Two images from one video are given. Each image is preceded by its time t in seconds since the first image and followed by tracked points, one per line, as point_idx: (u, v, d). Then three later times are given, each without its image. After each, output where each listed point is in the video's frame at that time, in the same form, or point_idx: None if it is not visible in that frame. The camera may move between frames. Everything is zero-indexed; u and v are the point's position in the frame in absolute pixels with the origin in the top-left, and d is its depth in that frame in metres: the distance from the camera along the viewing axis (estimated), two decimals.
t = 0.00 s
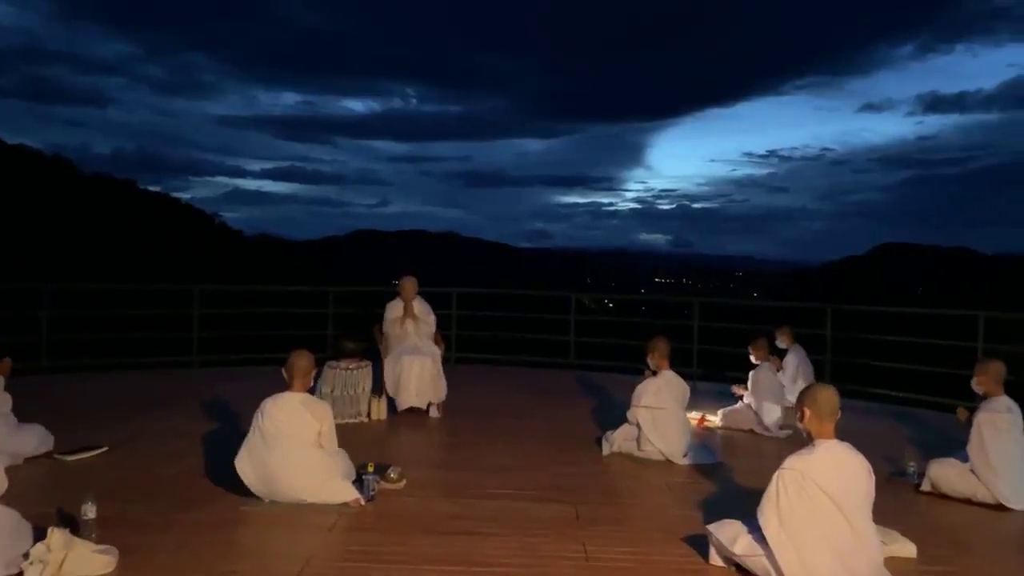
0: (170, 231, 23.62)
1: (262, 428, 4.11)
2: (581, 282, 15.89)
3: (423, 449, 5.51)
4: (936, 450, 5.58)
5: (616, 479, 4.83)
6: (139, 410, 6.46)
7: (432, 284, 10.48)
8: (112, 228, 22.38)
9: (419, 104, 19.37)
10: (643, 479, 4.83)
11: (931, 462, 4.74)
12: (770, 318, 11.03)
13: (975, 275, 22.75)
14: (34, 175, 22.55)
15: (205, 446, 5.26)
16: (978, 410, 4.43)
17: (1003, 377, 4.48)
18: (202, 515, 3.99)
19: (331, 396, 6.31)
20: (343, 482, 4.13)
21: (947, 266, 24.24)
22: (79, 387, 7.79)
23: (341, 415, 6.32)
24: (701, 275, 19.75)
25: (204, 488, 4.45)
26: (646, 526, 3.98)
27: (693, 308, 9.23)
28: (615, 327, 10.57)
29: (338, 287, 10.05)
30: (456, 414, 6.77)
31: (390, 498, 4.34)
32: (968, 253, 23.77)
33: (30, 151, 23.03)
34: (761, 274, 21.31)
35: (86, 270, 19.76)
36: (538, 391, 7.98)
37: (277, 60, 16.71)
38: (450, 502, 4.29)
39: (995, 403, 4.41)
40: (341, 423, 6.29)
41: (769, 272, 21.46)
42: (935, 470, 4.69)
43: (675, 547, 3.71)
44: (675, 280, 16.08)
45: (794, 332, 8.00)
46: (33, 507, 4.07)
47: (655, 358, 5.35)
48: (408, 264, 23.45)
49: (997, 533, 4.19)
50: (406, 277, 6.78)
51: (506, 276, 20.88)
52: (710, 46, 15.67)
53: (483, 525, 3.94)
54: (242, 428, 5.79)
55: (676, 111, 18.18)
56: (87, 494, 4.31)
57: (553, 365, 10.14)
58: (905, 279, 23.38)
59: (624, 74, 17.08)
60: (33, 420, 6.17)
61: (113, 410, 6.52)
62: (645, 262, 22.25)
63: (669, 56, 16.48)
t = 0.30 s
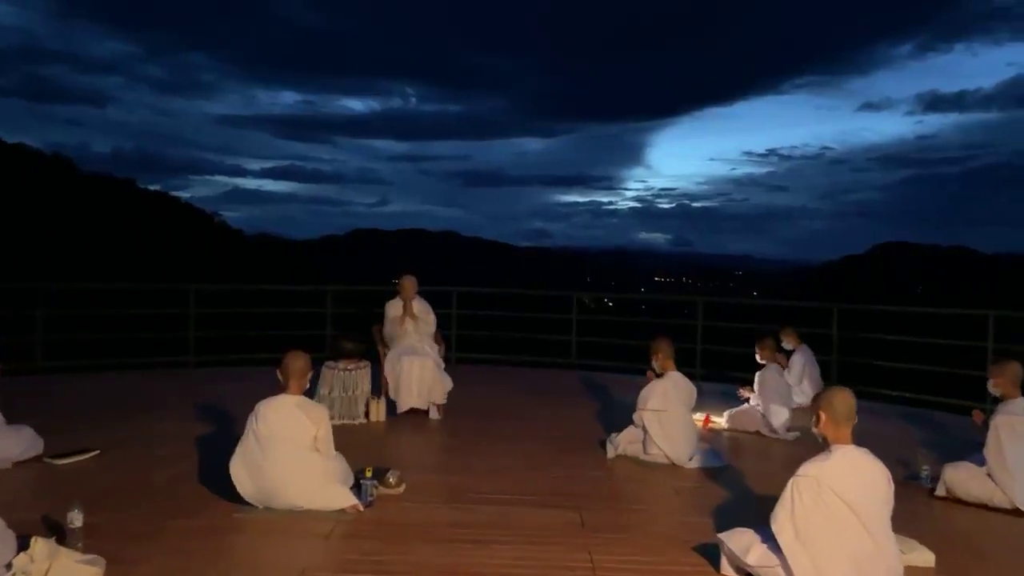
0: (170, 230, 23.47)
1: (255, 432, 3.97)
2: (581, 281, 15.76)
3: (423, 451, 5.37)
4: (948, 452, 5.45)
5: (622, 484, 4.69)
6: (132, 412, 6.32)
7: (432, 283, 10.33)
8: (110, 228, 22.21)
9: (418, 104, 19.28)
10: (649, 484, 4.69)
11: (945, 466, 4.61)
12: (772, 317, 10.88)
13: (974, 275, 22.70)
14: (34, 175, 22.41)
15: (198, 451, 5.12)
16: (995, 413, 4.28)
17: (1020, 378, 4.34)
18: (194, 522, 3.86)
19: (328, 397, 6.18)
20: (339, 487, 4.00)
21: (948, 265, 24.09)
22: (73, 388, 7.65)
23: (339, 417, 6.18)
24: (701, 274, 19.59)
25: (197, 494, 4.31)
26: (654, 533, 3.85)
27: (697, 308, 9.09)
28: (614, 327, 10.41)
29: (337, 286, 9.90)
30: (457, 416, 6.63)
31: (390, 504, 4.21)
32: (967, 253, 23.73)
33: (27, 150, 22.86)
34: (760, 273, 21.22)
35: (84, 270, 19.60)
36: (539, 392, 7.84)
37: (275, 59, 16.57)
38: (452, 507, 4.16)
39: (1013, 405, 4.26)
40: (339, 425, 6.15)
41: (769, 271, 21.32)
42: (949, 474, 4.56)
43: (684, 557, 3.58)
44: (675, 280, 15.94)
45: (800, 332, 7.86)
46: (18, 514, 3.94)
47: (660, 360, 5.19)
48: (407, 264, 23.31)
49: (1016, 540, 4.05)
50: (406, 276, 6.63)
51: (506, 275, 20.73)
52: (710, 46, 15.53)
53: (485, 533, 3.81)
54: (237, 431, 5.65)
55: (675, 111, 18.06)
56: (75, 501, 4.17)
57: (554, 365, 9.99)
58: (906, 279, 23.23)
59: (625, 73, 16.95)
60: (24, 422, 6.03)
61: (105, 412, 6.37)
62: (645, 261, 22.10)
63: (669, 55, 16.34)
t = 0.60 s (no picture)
0: (169, 230, 23.32)
1: (245, 440, 3.82)
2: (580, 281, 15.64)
3: (420, 459, 5.22)
4: (960, 459, 5.30)
5: (625, 492, 4.55)
6: (123, 416, 6.16)
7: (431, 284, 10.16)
8: (108, 228, 22.04)
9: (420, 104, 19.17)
10: (653, 493, 4.54)
11: (959, 474, 4.45)
12: (775, 318, 10.73)
13: (974, 275, 22.64)
14: (35, 175, 22.28)
15: (188, 458, 4.96)
16: (1012, 419, 4.10)
17: None
18: (181, 535, 3.71)
19: (326, 403, 6.04)
20: (332, 497, 3.86)
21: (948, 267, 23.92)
22: (65, 391, 7.50)
23: (335, 422, 6.03)
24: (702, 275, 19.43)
25: (185, 504, 4.16)
26: (659, 546, 3.70)
27: (700, 310, 8.92)
28: (614, 327, 10.22)
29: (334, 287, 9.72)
30: (455, 421, 6.47)
31: (385, 515, 4.05)
32: (967, 254, 23.70)
33: (25, 149, 22.71)
34: (760, 273, 21.12)
35: (82, 271, 19.43)
36: (540, 395, 7.69)
37: (275, 59, 16.43)
38: (449, 519, 4.00)
39: None
40: (335, 431, 6.00)
41: (770, 272, 21.17)
42: (964, 483, 4.40)
43: (691, 571, 3.43)
44: (675, 280, 15.83)
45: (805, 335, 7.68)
46: None
47: (660, 365, 5.07)
48: (406, 265, 23.16)
49: None
50: (403, 277, 6.48)
51: (505, 276, 20.59)
52: (712, 45, 15.38)
53: (484, 546, 3.66)
54: (229, 437, 5.51)
55: (676, 111, 17.93)
56: (58, 511, 4.02)
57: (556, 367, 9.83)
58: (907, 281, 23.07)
59: (625, 73, 16.81)
60: (13, 427, 5.89)
61: (95, 416, 6.21)
62: (645, 262, 21.95)
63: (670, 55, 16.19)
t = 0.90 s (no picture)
0: (169, 230, 23.21)
1: (237, 446, 3.70)
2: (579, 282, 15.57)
3: (418, 464, 5.11)
4: (972, 465, 5.18)
5: (628, 500, 4.43)
6: (117, 419, 6.06)
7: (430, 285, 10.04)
8: (108, 229, 21.97)
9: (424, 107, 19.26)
10: (657, 500, 4.43)
11: (973, 481, 4.33)
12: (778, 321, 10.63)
13: (973, 275, 22.59)
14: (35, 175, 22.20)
15: (180, 463, 4.85)
16: None
17: None
18: (170, 545, 3.60)
19: (322, 406, 5.91)
20: (327, 505, 3.74)
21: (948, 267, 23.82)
22: (59, 394, 7.40)
23: (332, 425, 5.91)
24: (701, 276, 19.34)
25: (176, 512, 4.05)
26: (664, 556, 3.58)
27: (704, 311, 8.82)
28: (614, 329, 10.10)
29: (332, 287, 9.60)
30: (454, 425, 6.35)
31: (382, 524, 3.94)
32: (967, 254, 23.62)
33: (25, 150, 22.63)
34: (758, 273, 21.02)
35: (82, 271, 19.37)
36: (541, 398, 7.58)
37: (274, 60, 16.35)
38: (447, 528, 3.89)
39: None
40: (333, 435, 5.88)
41: (769, 273, 21.08)
42: (977, 489, 4.28)
43: None
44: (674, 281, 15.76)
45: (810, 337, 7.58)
46: None
47: (661, 370, 4.98)
48: (405, 265, 23.07)
49: None
50: (402, 280, 6.41)
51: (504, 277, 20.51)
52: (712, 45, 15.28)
53: (483, 557, 3.54)
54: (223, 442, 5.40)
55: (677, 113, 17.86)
56: (45, 519, 3.91)
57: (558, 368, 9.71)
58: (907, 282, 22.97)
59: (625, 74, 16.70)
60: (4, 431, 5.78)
61: (89, 420, 6.11)
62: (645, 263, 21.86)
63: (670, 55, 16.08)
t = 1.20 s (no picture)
0: (169, 229, 23.08)
1: (231, 450, 3.59)
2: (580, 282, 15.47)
3: (419, 467, 4.98)
4: (986, 467, 5.07)
5: (635, 504, 4.31)
6: (112, 421, 5.95)
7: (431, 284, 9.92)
8: (108, 228, 21.86)
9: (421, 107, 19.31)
10: (665, 505, 4.31)
11: (990, 485, 4.21)
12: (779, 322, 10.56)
13: (973, 275, 22.44)
14: (36, 175, 22.09)
15: (175, 466, 4.72)
16: None
17: None
18: (162, 553, 3.47)
19: (320, 405, 5.77)
20: (325, 510, 3.63)
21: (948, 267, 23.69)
22: (54, 395, 7.28)
23: (331, 426, 5.77)
24: (701, 275, 19.23)
25: (169, 517, 3.92)
26: (673, 564, 3.46)
27: (708, 311, 8.76)
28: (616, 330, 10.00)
29: (331, 287, 9.46)
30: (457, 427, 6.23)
31: (382, 530, 3.81)
32: (967, 254, 23.53)
33: (26, 150, 22.52)
34: (759, 273, 20.91)
35: (83, 271, 19.27)
36: (543, 399, 7.46)
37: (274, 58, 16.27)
38: (450, 534, 3.77)
39: None
40: (332, 436, 5.75)
41: (769, 272, 20.97)
42: (994, 494, 4.16)
43: None
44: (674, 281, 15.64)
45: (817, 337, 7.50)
46: None
47: (666, 371, 4.84)
48: (404, 265, 22.96)
49: None
50: (398, 278, 6.26)
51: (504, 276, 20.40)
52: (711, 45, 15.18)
53: (486, 564, 3.41)
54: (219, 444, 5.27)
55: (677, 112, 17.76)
56: (33, 524, 3.79)
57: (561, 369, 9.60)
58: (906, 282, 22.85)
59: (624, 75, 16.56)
60: None
61: (83, 422, 5.99)
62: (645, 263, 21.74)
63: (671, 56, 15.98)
